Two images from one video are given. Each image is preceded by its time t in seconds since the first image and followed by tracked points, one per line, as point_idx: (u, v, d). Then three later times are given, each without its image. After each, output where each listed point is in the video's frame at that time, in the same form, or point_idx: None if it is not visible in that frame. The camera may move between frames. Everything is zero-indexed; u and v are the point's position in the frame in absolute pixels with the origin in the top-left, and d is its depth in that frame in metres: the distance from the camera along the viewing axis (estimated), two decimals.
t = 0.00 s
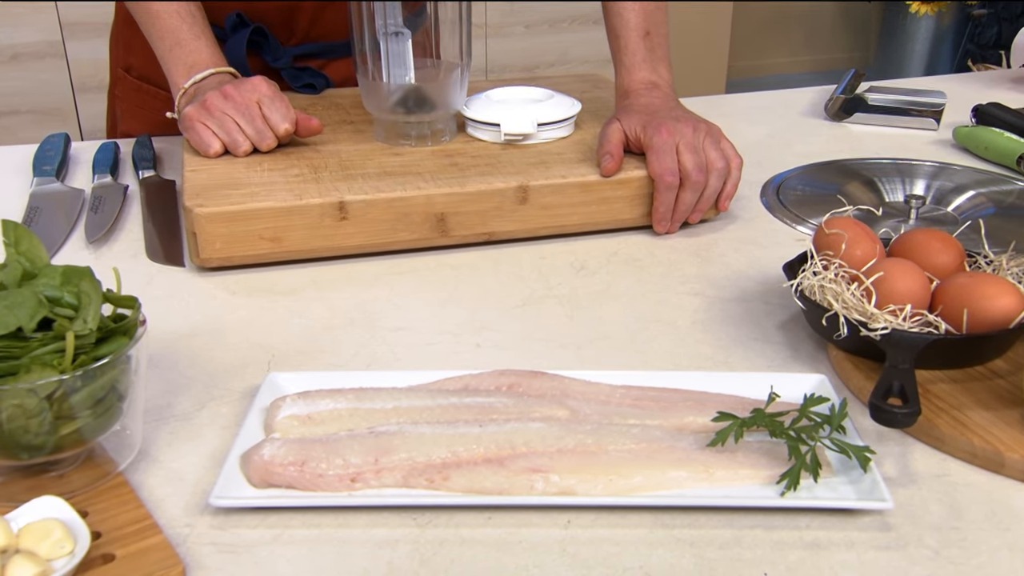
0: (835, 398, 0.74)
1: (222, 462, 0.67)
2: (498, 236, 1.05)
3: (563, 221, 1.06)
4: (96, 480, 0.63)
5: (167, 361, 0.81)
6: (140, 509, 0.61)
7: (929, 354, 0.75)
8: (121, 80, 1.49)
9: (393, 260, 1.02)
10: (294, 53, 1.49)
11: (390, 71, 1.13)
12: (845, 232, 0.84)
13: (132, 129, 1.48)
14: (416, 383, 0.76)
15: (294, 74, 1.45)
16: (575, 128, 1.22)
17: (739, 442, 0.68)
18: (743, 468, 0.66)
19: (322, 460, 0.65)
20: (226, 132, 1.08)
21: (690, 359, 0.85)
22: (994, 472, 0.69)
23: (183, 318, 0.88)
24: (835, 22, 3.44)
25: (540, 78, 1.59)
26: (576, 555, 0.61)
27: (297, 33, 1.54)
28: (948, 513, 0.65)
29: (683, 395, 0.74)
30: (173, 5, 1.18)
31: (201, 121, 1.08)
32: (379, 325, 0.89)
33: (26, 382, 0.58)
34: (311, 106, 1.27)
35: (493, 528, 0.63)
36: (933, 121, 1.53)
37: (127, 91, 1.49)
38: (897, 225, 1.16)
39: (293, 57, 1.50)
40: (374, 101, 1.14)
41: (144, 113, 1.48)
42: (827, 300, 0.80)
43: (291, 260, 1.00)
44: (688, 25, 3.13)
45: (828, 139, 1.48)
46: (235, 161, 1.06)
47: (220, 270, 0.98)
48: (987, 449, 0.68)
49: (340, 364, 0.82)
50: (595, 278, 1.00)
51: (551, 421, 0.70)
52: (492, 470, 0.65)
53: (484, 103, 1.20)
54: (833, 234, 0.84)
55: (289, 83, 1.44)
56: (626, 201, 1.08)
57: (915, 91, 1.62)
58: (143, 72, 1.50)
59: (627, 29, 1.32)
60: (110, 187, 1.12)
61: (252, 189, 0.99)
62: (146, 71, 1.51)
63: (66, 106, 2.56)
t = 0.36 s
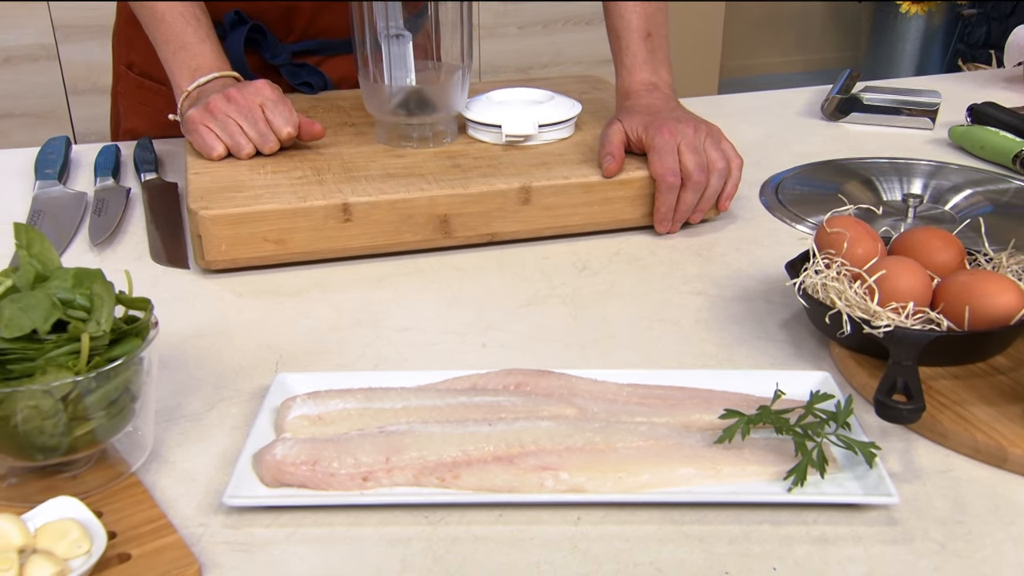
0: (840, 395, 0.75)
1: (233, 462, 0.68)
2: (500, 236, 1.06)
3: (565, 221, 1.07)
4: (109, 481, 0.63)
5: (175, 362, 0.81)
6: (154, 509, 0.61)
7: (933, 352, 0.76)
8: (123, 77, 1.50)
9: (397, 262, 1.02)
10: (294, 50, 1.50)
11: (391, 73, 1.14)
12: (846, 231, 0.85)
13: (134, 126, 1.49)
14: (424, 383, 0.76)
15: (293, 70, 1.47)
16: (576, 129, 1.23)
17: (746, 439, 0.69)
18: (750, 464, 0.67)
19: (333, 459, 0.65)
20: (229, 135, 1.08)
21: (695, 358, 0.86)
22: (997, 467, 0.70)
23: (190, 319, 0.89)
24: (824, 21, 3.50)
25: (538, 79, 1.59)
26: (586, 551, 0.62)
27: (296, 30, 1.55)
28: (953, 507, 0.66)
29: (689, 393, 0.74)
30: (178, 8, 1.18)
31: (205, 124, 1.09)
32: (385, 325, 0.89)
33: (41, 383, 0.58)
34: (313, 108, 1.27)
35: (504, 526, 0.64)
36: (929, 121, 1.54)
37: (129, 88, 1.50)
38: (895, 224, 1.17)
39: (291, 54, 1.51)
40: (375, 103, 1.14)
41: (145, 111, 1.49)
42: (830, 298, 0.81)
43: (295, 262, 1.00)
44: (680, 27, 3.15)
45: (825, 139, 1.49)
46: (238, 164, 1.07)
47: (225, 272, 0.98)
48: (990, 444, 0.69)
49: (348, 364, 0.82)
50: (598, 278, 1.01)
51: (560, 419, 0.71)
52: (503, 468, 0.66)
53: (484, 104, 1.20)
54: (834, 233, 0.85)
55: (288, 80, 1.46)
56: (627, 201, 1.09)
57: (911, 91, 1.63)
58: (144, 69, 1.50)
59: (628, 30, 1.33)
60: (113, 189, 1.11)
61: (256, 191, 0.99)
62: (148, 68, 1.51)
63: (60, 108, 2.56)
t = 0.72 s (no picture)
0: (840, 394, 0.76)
1: (243, 464, 0.68)
2: (502, 239, 1.06)
3: (565, 224, 1.08)
4: (121, 483, 0.64)
5: (181, 365, 0.82)
6: (167, 511, 0.62)
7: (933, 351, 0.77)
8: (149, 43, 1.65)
9: (400, 265, 1.03)
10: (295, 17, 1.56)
11: (392, 78, 1.13)
12: (845, 232, 0.86)
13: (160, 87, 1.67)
14: (430, 385, 0.77)
15: (295, 37, 1.56)
16: (577, 133, 1.24)
17: (750, 438, 0.70)
18: (754, 463, 0.68)
19: (343, 460, 0.66)
20: (229, 140, 1.08)
21: (697, 359, 0.87)
22: (996, 464, 0.71)
23: (196, 323, 0.89)
24: (815, 22, 3.54)
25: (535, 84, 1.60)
26: (595, 549, 0.63)
27: None
28: (953, 504, 0.67)
29: (691, 393, 0.75)
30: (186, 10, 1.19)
31: (205, 129, 1.09)
32: (390, 328, 0.90)
33: (54, 386, 0.59)
34: (313, 112, 1.27)
35: (512, 525, 0.65)
36: (922, 123, 1.55)
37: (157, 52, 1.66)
38: (891, 225, 1.19)
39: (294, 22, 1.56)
40: (376, 107, 1.15)
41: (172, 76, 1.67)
42: (830, 299, 0.82)
43: (298, 266, 1.01)
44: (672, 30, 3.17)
45: (820, 141, 1.50)
46: (239, 169, 1.07)
47: (229, 276, 0.99)
48: (989, 442, 0.70)
49: (353, 367, 0.83)
50: (599, 280, 1.02)
51: (565, 419, 0.72)
52: (510, 468, 0.67)
53: (484, 109, 1.20)
54: (833, 234, 0.86)
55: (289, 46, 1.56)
56: (626, 204, 1.10)
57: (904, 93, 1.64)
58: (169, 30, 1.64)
59: (627, 32, 1.34)
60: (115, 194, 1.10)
61: (259, 196, 0.99)
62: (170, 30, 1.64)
63: (49, 114, 2.51)
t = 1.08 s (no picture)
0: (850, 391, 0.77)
1: (262, 464, 0.69)
2: (510, 240, 1.07)
3: (572, 226, 1.09)
4: (143, 482, 0.65)
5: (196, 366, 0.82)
6: (189, 509, 0.63)
7: (939, 349, 0.78)
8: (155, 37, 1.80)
9: (410, 266, 1.03)
10: None
11: (399, 82, 1.13)
12: (851, 232, 0.87)
13: (164, 78, 1.82)
14: (444, 385, 0.78)
15: (295, 11, 1.83)
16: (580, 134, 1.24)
17: (761, 435, 0.71)
18: (766, 460, 0.69)
19: (361, 458, 0.67)
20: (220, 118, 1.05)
21: (706, 358, 0.88)
22: (1004, 460, 0.72)
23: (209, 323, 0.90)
24: (809, 21, 3.59)
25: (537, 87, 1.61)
26: (611, 544, 0.64)
27: None
28: (963, 499, 0.68)
29: (703, 391, 0.76)
30: None
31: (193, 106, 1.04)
32: (402, 328, 0.91)
33: (79, 387, 0.60)
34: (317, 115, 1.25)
35: (529, 521, 0.66)
36: (923, 124, 1.57)
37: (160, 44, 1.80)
38: (894, 224, 1.20)
39: None
40: (384, 110, 1.15)
41: (175, 65, 1.82)
42: (838, 298, 0.83)
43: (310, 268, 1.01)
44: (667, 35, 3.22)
45: (822, 142, 1.51)
46: (251, 173, 1.05)
47: (241, 278, 0.99)
48: (997, 438, 0.72)
49: (367, 368, 0.84)
50: (607, 281, 1.03)
51: (579, 418, 0.73)
52: (527, 465, 0.68)
53: (491, 111, 1.21)
54: (840, 234, 0.87)
55: (291, 18, 1.83)
56: (633, 205, 1.10)
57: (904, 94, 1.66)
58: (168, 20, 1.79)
59: None
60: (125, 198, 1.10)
61: (271, 198, 1.00)
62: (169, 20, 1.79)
63: (51, 118, 2.54)
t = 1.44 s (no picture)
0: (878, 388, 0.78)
1: (299, 462, 0.70)
2: (534, 240, 1.07)
3: (595, 226, 1.09)
4: (184, 480, 0.66)
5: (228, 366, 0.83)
6: (230, 506, 0.64)
7: (967, 345, 0.79)
8: (135, 52, 1.79)
9: (435, 266, 1.03)
10: None
11: (422, 83, 1.13)
12: (876, 231, 0.87)
13: (147, 93, 1.80)
14: (475, 383, 0.79)
15: (271, 9, 1.74)
16: (600, 134, 1.24)
17: (791, 432, 0.72)
18: (796, 456, 0.69)
19: (397, 456, 0.68)
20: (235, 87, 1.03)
21: (732, 357, 0.88)
22: None
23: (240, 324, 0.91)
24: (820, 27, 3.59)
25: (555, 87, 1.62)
26: (645, 540, 0.65)
27: None
28: (994, 495, 0.68)
29: (732, 389, 0.77)
30: None
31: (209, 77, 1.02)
32: (430, 328, 0.91)
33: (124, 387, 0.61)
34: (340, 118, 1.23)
35: (564, 518, 0.67)
36: (941, 122, 1.57)
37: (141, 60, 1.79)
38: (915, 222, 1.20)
39: None
40: (407, 111, 1.14)
41: (156, 78, 1.80)
42: (863, 296, 0.83)
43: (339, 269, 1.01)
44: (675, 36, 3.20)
45: (840, 141, 1.52)
46: (276, 174, 1.04)
47: (269, 279, 0.98)
48: None
49: (396, 369, 0.84)
50: (631, 280, 1.03)
51: (610, 416, 0.74)
52: (560, 463, 0.68)
53: (512, 112, 1.20)
54: (863, 233, 0.87)
55: (268, 18, 1.74)
56: (655, 204, 1.11)
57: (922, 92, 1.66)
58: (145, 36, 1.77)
59: None
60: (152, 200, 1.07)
61: (297, 199, 0.99)
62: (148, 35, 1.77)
63: (66, 121, 2.56)
